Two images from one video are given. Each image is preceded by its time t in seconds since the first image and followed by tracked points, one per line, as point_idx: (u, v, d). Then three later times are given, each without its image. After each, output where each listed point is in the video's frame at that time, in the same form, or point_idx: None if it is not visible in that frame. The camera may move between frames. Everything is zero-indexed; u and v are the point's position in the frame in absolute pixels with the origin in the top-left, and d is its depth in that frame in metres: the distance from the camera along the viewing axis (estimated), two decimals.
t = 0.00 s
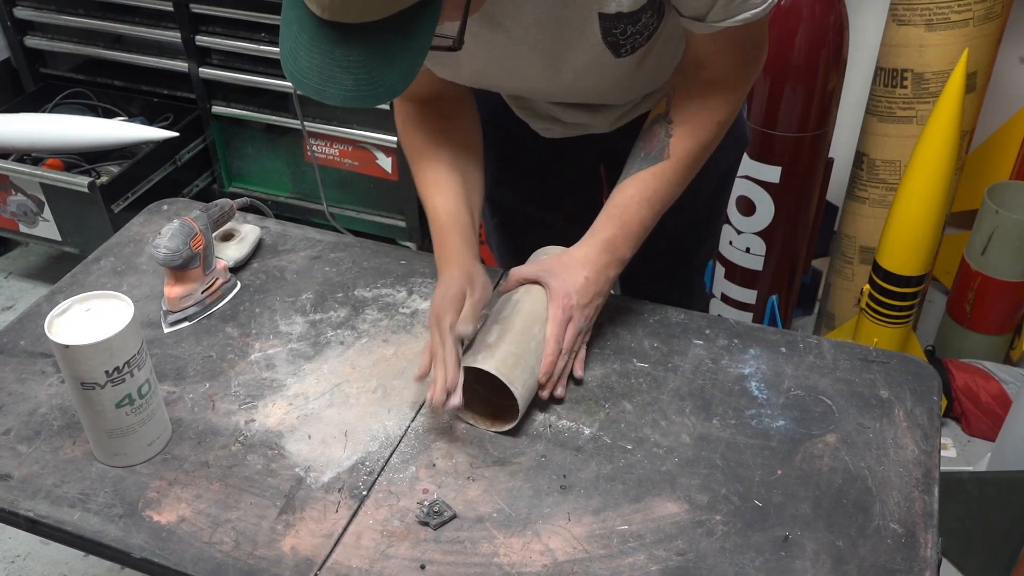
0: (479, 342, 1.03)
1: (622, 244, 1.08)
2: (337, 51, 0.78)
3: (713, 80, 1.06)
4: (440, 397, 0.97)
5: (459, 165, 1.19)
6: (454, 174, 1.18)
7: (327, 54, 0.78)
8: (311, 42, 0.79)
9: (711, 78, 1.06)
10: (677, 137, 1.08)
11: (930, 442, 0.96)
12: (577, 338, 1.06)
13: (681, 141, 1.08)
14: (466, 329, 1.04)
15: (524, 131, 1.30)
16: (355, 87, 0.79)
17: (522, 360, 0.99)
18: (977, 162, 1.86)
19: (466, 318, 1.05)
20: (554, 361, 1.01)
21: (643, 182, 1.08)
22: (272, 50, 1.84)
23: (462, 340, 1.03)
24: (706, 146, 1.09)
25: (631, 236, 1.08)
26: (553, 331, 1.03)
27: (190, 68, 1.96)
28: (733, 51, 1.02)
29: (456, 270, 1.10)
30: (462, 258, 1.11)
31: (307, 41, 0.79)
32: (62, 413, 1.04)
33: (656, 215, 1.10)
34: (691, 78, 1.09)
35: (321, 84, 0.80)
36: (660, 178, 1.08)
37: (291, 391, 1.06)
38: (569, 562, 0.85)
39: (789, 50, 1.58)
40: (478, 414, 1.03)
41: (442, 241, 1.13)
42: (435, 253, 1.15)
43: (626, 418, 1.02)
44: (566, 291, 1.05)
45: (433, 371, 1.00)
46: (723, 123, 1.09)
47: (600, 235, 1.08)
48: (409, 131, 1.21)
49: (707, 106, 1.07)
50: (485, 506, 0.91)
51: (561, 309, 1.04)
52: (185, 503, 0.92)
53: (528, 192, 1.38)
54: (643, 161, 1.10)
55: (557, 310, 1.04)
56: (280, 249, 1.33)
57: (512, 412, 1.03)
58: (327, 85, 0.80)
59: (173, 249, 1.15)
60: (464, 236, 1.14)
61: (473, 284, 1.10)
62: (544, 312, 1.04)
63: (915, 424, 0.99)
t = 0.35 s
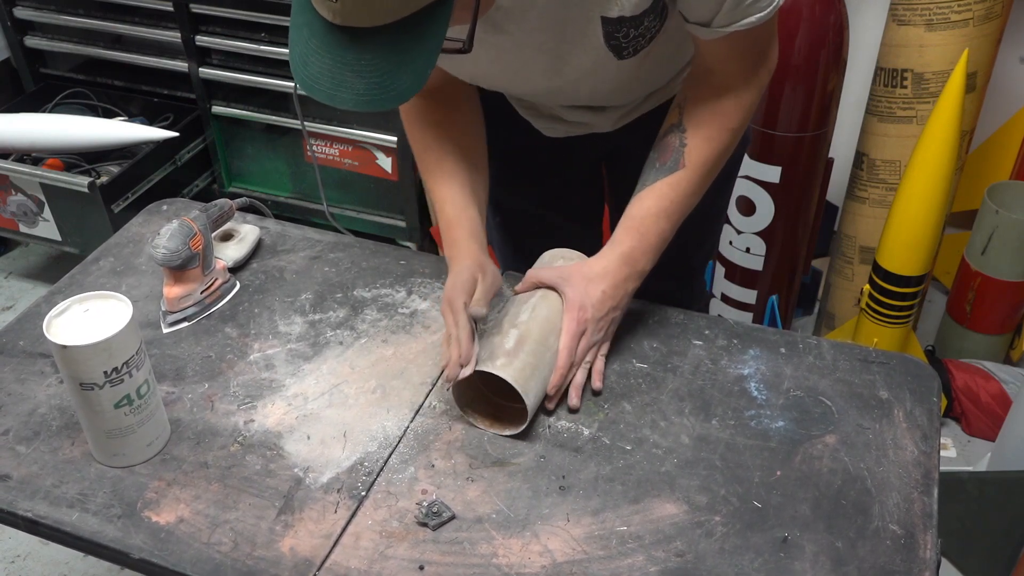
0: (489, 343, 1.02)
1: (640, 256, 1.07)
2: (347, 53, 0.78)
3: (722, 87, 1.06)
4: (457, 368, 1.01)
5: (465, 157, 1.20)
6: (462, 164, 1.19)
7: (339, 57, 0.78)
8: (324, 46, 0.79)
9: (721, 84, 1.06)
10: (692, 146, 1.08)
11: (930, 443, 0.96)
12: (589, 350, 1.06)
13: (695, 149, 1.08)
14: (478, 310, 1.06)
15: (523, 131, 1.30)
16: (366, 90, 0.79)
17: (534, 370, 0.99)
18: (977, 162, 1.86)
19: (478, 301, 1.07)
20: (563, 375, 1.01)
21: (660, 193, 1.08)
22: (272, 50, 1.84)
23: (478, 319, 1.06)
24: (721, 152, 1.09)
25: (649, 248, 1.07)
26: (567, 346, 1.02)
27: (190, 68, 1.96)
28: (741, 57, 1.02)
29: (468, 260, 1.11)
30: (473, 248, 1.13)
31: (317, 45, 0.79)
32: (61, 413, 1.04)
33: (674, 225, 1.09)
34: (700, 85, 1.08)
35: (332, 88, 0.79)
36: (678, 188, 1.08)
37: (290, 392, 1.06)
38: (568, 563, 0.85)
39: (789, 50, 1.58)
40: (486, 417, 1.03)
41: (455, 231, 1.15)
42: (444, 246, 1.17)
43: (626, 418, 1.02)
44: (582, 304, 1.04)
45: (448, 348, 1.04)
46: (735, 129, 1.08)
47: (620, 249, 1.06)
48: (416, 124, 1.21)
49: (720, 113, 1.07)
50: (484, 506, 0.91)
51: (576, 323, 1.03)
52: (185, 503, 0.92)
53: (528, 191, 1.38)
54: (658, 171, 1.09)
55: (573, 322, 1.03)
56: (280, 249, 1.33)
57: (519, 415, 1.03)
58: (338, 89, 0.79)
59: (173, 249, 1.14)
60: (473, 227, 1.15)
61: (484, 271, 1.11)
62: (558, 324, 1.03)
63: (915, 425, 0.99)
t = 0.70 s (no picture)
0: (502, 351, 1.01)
1: (626, 227, 1.07)
2: (356, 68, 0.78)
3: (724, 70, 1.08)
4: (463, 380, 1.03)
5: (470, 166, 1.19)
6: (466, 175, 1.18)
7: (350, 73, 0.78)
8: (334, 62, 0.79)
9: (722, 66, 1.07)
10: (688, 122, 1.08)
11: (931, 443, 0.96)
12: (600, 332, 1.04)
13: (690, 126, 1.08)
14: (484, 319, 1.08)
15: (524, 131, 1.30)
16: (379, 104, 0.79)
17: (531, 357, 0.98)
18: (977, 162, 1.86)
19: (485, 309, 1.08)
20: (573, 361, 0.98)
21: (652, 163, 1.08)
22: (272, 50, 1.84)
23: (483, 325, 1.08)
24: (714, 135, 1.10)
25: (636, 219, 1.07)
26: (571, 329, 1.01)
27: (190, 68, 1.96)
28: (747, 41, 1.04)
29: (473, 266, 1.12)
30: (479, 254, 1.13)
31: (327, 60, 0.79)
32: (62, 413, 1.04)
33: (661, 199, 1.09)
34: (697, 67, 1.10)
35: (343, 103, 0.80)
36: (670, 160, 1.08)
37: (291, 392, 1.06)
38: (570, 563, 0.85)
39: (789, 51, 1.58)
40: (508, 426, 1.02)
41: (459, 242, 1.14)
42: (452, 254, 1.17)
43: (627, 418, 1.02)
44: (577, 285, 1.04)
45: (454, 357, 1.06)
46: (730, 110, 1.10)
47: (607, 217, 1.07)
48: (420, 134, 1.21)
49: (718, 91, 1.08)
50: (486, 506, 0.91)
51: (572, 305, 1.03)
52: (186, 503, 0.92)
53: (529, 191, 1.38)
54: (652, 142, 1.10)
55: (571, 303, 1.03)
56: (281, 249, 1.33)
57: (541, 423, 1.02)
58: (351, 105, 0.79)
59: (173, 249, 1.14)
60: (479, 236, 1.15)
61: (490, 280, 1.11)
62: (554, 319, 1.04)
63: (916, 425, 0.99)
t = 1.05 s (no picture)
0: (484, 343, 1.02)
1: (610, 240, 1.07)
2: (341, 80, 0.78)
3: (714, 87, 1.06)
4: (437, 384, 0.99)
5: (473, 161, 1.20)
6: (468, 170, 1.19)
7: (332, 83, 0.78)
8: (317, 73, 0.79)
9: (710, 82, 1.06)
10: (675, 139, 1.07)
11: (930, 442, 0.96)
12: (582, 339, 1.04)
13: (677, 142, 1.07)
14: (474, 323, 1.04)
15: (524, 131, 1.30)
16: (362, 115, 0.79)
17: (510, 353, 0.98)
18: (978, 162, 1.86)
19: (476, 314, 1.06)
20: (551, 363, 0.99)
21: (637, 180, 1.07)
22: (272, 50, 1.84)
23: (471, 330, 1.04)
24: (702, 152, 1.09)
25: (621, 234, 1.07)
26: (552, 331, 1.01)
27: (189, 69, 1.96)
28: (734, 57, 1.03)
29: (469, 266, 1.11)
30: (478, 252, 1.13)
31: (312, 73, 0.79)
32: (61, 413, 1.04)
33: (648, 215, 1.08)
34: (690, 81, 1.09)
35: (330, 114, 0.80)
36: (656, 176, 1.07)
37: (290, 392, 1.06)
38: (568, 562, 0.85)
39: (789, 51, 1.58)
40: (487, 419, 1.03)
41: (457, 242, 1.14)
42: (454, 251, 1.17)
43: (626, 418, 1.02)
44: (559, 294, 1.04)
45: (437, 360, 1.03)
46: (719, 128, 1.08)
47: (589, 232, 1.07)
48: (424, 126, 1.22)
49: (706, 108, 1.07)
50: (484, 505, 0.91)
51: (552, 308, 1.04)
52: (185, 503, 0.92)
53: (528, 191, 1.38)
54: (639, 159, 1.09)
55: (552, 308, 1.03)
56: (280, 249, 1.33)
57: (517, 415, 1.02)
58: (337, 116, 0.80)
59: (173, 249, 1.14)
60: (481, 235, 1.14)
61: (485, 282, 1.10)
62: (539, 318, 1.04)
63: (915, 424, 0.99)
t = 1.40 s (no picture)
0: (489, 345, 1.01)
1: (618, 246, 1.07)
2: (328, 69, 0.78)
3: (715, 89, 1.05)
4: (440, 406, 0.98)
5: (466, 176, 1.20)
6: (461, 190, 1.19)
7: (320, 72, 0.78)
8: (306, 62, 0.79)
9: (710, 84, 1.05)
10: (678, 141, 1.07)
11: (929, 443, 0.96)
12: (587, 346, 1.04)
13: (681, 145, 1.07)
14: (468, 342, 1.04)
15: (523, 132, 1.30)
16: (349, 104, 0.79)
17: (520, 360, 0.98)
18: (978, 162, 1.86)
19: (470, 332, 1.05)
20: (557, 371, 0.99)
21: (641, 185, 1.07)
22: (271, 50, 1.84)
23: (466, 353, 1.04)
24: (706, 152, 1.08)
25: (628, 239, 1.07)
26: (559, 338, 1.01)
27: (189, 69, 1.96)
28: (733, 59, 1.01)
29: (462, 291, 1.10)
30: (469, 277, 1.12)
31: (301, 61, 0.79)
32: (60, 414, 1.04)
33: (653, 218, 1.08)
34: (691, 81, 1.07)
35: (317, 103, 0.79)
36: (659, 180, 1.07)
37: (289, 392, 1.06)
38: (567, 563, 0.85)
39: (789, 51, 1.57)
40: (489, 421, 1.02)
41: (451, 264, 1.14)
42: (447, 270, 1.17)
43: (625, 418, 1.02)
44: (567, 299, 1.04)
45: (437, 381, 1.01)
46: (721, 129, 1.07)
47: (598, 236, 1.06)
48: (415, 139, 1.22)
49: (708, 111, 1.06)
50: (483, 506, 0.91)
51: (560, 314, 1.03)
52: (184, 504, 0.92)
53: (528, 191, 1.37)
54: (643, 164, 1.09)
55: (561, 314, 1.03)
56: (280, 250, 1.33)
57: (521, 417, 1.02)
58: (324, 104, 0.79)
59: (172, 250, 1.14)
60: (472, 259, 1.14)
61: (479, 303, 1.09)
62: (545, 323, 1.03)
63: (914, 425, 0.99)
